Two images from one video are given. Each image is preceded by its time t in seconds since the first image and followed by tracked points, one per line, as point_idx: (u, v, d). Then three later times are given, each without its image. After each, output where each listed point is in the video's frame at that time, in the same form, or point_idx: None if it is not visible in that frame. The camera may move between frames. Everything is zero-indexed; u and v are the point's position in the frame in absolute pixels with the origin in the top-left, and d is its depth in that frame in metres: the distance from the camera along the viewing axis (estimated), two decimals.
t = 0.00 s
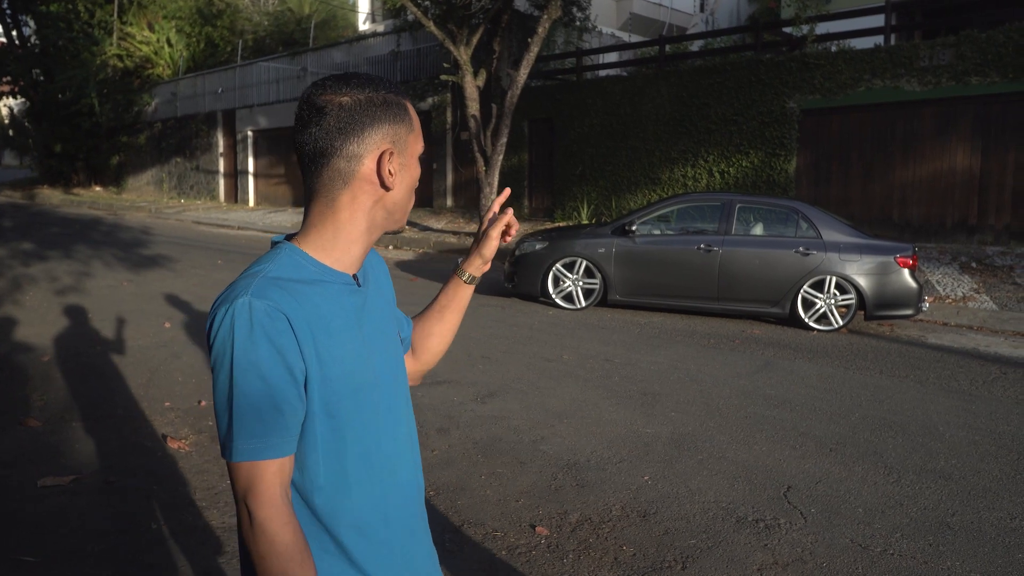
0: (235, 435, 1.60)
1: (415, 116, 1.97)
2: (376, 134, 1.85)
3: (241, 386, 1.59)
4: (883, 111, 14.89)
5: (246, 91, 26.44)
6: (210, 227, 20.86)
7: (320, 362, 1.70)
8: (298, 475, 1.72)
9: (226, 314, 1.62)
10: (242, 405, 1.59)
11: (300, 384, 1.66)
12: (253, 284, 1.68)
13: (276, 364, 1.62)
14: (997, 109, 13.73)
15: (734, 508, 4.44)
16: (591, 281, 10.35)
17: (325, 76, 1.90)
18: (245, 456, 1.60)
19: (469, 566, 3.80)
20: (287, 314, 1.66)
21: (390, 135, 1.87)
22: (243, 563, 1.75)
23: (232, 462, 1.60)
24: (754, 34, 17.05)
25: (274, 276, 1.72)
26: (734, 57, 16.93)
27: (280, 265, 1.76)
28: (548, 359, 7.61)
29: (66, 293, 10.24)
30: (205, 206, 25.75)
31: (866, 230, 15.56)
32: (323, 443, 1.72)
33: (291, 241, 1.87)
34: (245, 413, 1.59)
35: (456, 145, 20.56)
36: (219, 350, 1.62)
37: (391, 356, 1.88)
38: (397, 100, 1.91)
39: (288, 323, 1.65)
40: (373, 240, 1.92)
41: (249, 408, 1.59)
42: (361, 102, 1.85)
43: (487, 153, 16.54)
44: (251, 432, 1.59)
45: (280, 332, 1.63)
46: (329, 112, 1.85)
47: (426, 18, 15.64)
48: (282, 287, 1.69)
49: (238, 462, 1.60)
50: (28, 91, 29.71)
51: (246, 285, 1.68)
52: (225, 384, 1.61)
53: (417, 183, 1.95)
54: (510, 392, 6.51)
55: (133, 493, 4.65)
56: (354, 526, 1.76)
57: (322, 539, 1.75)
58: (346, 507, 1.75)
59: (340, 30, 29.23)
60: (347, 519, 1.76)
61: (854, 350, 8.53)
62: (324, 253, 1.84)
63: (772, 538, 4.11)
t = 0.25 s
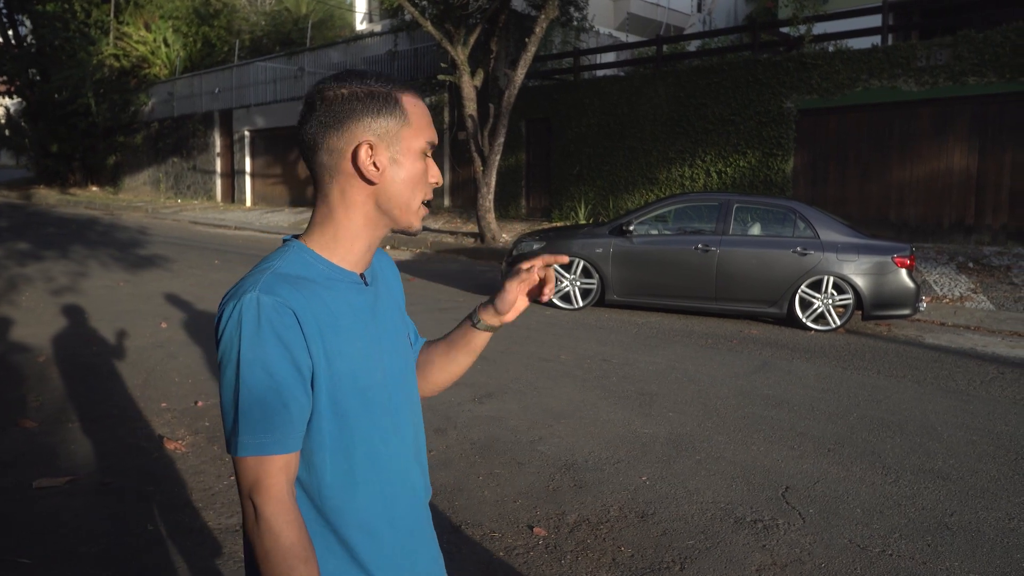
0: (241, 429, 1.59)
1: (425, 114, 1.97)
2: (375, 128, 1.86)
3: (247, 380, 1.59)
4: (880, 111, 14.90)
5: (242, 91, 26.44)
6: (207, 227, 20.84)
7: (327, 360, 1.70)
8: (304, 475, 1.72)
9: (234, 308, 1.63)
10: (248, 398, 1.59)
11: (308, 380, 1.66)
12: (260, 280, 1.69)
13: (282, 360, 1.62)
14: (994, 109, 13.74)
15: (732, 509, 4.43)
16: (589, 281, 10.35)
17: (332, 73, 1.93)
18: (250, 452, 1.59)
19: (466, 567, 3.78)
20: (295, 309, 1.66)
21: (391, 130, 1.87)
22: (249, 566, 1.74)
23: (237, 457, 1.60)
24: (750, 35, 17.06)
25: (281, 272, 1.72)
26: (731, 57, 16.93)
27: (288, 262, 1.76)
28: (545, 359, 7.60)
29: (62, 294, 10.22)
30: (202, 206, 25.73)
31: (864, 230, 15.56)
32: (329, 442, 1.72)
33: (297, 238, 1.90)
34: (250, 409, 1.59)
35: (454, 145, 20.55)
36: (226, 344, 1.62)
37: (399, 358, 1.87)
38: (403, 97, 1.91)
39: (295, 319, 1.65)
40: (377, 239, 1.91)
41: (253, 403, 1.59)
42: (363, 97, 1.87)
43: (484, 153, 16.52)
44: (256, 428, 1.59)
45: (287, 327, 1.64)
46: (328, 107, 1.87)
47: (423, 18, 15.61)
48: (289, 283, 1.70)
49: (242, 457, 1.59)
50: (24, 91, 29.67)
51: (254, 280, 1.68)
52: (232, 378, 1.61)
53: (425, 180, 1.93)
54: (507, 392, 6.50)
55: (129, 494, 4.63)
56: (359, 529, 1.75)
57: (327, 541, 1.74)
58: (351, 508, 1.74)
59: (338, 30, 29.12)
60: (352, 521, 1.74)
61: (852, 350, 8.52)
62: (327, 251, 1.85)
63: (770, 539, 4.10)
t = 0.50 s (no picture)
0: (218, 409, 1.72)
1: (423, 118, 2.02)
2: (354, 134, 1.95)
3: (228, 365, 1.72)
4: (876, 111, 14.92)
5: (239, 91, 26.42)
6: (202, 227, 20.79)
7: (311, 353, 1.81)
8: (287, 460, 1.83)
9: (223, 297, 1.77)
10: (227, 381, 1.72)
11: (287, 370, 1.77)
12: (252, 271, 1.82)
13: (261, 349, 1.74)
14: (990, 109, 13.76)
15: (729, 509, 4.42)
16: (585, 281, 10.33)
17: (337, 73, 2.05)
18: (226, 433, 1.72)
19: (462, 568, 3.77)
20: (277, 302, 1.78)
21: (368, 135, 1.94)
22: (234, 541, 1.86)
23: (213, 437, 1.72)
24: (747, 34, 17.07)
25: (273, 266, 1.86)
26: (728, 57, 16.95)
27: (283, 257, 1.90)
28: (542, 359, 7.59)
29: (56, 294, 10.18)
30: (198, 206, 25.69)
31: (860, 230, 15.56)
32: (311, 431, 1.82)
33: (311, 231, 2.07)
34: (228, 392, 1.72)
35: (450, 144, 20.54)
36: (216, 330, 1.77)
37: (394, 356, 1.96)
38: (391, 101, 1.97)
39: (278, 311, 1.77)
40: (368, 242, 2.01)
41: (234, 386, 1.72)
42: (348, 101, 1.97)
43: (480, 152, 16.51)
44: (236, 411, 1.71)
45: (268, 319, 1.75)
46: (319, 110, 2.00)
47: (419, 17, 15.57)
48: (277, 277, 1.82)
49: (218, 438, 1.72)
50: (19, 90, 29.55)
51: (246, 271, 1.82)
52: (216, 361, 1.75)
53: (407, 188, 1.97)
54: (504, 393, 6.48)
55: (123, 496, 4.61)
56: (335, 520, 1.84)
57: (303, 527, 1.84)
58: (329, 499, 1.83)
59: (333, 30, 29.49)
60: (330, 512, 1.84)
61: (848, 350, 8.53)
62: (322, 249, 1.99)
63: (767, 539, 4.09)
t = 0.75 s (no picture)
0: (205, 407, 1.72)
1: (431, 126, 2.02)
2: (361, 138, 1.95)
3: (217, 364, 1.72)
4: (872, 112, 14.93)
5: (235, 91, 26.41)
6: (198, 228, 20.76)
7: (303, 355, 1.80)
8: (276, 460, 1.83)
9: (218, 296, 1.77)
10: (216, 380, 1.72)
11: (277, 372, 1.76)
12: (248, 270, 1.82)
13: (251, 349, 1.73)
14: (986, 110, 13.78)
15: (726, 511, 4.41)
16: (582, 282, 10.32)
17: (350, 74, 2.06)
18: (211, 430, 1.72)
19: (458, 570, 3.76)
20: (270, 302, 1.77)
21: (375, 139, 1.94)
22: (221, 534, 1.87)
23: (198, 433, 1.72)
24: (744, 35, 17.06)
25: (269, 265, 1.85)
26: (725, 57, 16.93)
27: (282, 257, 1.90)
28: (539, 360, 7.58)
29: (51, 295, 10.15)
30: (194, 207, 25.65)
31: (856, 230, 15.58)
32: (301, 432, 1.82)
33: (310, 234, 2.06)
34: (216, 391, 1.72)
35: (447, 145, 20.53)
36: (209, 328, 1.76)
37: (392, 361, 1.94)
38: (401, 106, 1.97)
39: (270, 312, 1.76)
40: (372, 245, 2.00)
41: (223, 386, 1.72)
42: (358, 103, 1.96)
43: (477, 153, 16.50)
44: (224, 409, 1.71)
45: (259, 319, 1.75)
46: (327, 110, 2.00)
47: (416, 18, 15.55)
48: (272, 276, 1.81)
49: (203, 434, 1.72)
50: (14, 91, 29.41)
51: (241, 270, 1.82)
52: (206, 359, 1.74)
53: (412, 194, 1.97)
54: (501, 394, 6.47)
55: (118, 498, 4.58)
56: (320, 523, 1.83)
57: (287, 527, 1.83)
58: (316, 501, 1.83)
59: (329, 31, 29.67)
60: (314, 515, 1.83)
61: (845, 351, 8.53)
62: (323, 249, 1.98)
63: (763, 541, 4.08)
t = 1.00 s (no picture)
0: (198, 401, 1.71)
1: (444, 128, 2.01)
2: (374, 133, 1.95)
3: (212, 359, 1.71)
4: (868, 111, 14.94)
5: (230, 91, 26.37)
6: (193, 228, 20.72)
7: (299, 355, 1.78)
8: (271, 457, 1.82)
9: (217, 290, 1.76)
10: (211, 373, 1.71)
11: (272, 370, 1.75)
12: (247, 265, 1.81)
13: (245, 344, 1.72)
14: (981, 110, 13.79)
15: (722, 511, 4.40)
16: (578, 282, 10.31)
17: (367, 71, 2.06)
18: (203, 424, 1.71)
19: (454, 571, 3.74)
20: (266, 298, 1.76)
21: (388, 135, 1.95)
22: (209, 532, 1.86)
23: (190, 427, 1.71)
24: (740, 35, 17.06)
25: (269, 262, 1.84)
26: (721, 57, 16.91)
27: (283, 254, 1.89)
28: (535, 360, 7.57)
29: (46, 295, 10.11)
30: (189, 206, 25.61)
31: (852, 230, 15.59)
32: (294, 431, 1.80)
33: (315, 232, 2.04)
34: (211, 385, 1.71)
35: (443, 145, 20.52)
36: (208, 321, 1.76)
37: (392, 363, 1.91)
38: (414, 105, 1.97)
39: (266, 308, 1.75)
40: (376, 242, 1.98)
41: (216, 381, 1.71)
42: (374, 100, 1.97)
43: (473, 153, 16.47)
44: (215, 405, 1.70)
45: (254, 315, 1.73)
46: (343, 105, 2.01)
47: (412, 18, 15.52)
48: (270, 273, 1.80)
49: (195, 428, 1.71)
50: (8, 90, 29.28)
51: (241, 265, 1.81)
52: (203, 353, 1.74)
53: (419, 192, 1.96)
54: (496, 394, 6.46)
55: (111, 499, 4.56)
56: (310, 522, 1.81)
57: (277, 525, 1.82)
58: (309, 502, 1.81)
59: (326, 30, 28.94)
60: (305, 515, 1.81)
61: (841, 351, 8.53)
62: (328, 246, 1.97)
63: (760, 541, 4.07)
